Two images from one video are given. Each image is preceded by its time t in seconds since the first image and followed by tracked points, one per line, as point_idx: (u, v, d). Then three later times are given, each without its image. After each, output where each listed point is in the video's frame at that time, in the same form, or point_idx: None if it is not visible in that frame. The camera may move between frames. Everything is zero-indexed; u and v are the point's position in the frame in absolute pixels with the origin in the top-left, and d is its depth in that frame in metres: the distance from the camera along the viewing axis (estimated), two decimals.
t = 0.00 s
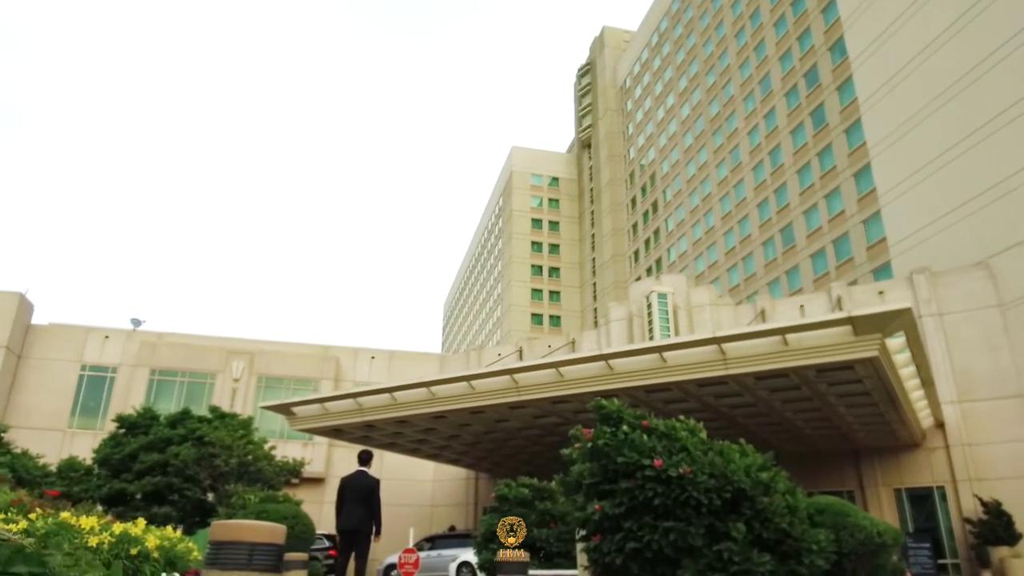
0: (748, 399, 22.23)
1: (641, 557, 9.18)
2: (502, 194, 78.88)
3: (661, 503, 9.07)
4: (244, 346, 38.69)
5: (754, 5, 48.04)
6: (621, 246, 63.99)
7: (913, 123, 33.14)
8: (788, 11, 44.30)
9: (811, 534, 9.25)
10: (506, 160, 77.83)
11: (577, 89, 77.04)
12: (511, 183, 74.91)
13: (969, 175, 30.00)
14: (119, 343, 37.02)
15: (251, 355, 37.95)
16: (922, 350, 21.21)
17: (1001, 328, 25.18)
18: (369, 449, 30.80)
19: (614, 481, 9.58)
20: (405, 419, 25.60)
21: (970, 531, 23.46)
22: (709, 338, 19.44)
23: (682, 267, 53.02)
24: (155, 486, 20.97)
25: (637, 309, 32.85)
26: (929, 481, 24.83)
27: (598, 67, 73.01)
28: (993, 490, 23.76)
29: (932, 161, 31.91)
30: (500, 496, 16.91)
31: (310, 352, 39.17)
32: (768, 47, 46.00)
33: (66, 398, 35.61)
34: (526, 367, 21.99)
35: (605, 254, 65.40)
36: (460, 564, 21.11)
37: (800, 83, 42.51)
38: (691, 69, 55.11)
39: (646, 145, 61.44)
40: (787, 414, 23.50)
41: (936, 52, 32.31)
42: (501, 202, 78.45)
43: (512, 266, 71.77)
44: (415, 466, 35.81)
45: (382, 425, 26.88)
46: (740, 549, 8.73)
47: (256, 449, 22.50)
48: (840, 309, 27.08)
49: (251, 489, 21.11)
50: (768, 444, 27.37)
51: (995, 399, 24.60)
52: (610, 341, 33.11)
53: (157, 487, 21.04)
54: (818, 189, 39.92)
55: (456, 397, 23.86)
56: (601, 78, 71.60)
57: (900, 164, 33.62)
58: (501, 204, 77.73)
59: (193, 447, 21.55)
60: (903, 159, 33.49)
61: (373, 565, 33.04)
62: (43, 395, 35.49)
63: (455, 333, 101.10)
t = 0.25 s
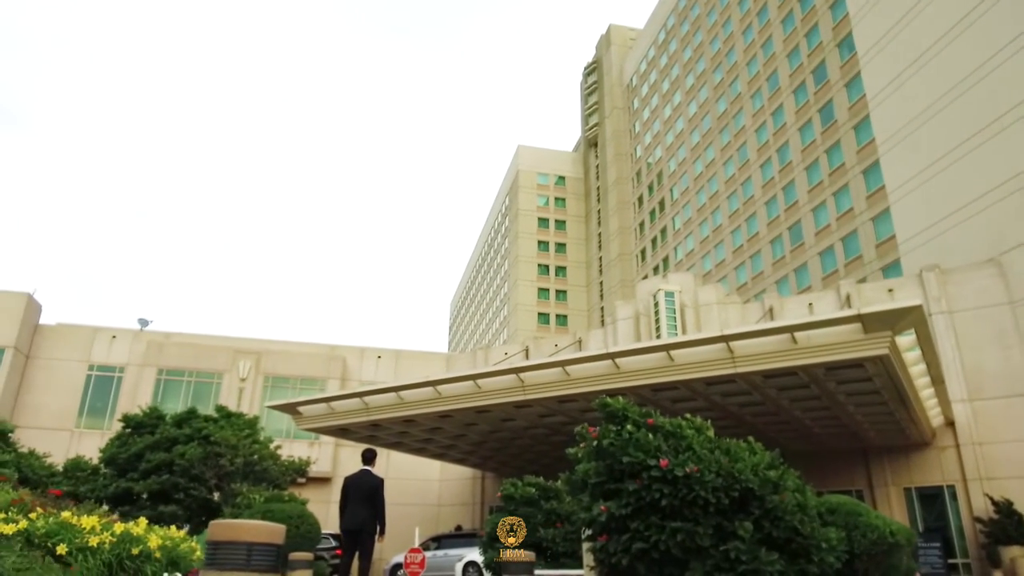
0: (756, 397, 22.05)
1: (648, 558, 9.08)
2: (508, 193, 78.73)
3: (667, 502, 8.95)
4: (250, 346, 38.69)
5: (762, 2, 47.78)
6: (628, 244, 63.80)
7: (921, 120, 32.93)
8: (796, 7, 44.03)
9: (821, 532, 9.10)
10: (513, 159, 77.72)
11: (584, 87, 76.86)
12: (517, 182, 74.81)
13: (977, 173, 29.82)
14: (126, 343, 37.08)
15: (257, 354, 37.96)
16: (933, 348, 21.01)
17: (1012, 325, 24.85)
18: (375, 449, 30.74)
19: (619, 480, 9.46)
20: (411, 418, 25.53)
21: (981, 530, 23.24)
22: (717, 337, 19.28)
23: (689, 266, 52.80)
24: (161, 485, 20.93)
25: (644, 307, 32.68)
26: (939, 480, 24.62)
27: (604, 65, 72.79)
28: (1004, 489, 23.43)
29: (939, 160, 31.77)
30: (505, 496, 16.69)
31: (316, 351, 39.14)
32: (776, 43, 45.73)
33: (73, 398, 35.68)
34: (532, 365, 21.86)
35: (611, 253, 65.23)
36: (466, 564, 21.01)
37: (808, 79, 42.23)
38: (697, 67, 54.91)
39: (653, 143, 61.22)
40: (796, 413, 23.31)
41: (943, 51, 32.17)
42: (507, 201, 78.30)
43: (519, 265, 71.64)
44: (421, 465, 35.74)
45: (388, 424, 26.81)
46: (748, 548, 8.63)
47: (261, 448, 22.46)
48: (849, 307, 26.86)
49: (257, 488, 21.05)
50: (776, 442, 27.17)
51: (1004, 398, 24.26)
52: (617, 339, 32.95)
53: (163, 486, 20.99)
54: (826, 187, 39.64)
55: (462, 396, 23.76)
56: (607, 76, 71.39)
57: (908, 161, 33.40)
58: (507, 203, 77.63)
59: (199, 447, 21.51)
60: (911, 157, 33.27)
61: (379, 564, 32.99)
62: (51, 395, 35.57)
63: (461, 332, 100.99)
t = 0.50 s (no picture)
0: (759, 397, 21.92)
1: (650, 559, 8.97)
2: (510, 192, 78.61)
3: (669, 503, 8.82)
4: (252, 346, 38.62)
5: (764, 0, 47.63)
6: (630, 244, 63.67)
7: (925, 118, 32.73)
8: (799, 5, 43.86)
9: (827, 532, 8.95)
10: (515, 159, 77.63)
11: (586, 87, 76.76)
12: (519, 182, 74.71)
13: (980, 171, 29.68)
14: (127, 343, 37.02)
15: (259, 354, 37.89)
16: (937, 347, 20.88)
17: (1016, 324, 24.64)
18: (377, 448, 30.65)
19: (620, 481, 9.36)
20: (413, 418, 25.42)
21: (985, 531, 23.08)
22: (720, 336, 19.15)
23: (691, 265, 52.66)
24: (161, 485, 20.83)
25: (646, 307, 32.56)
26: (943, 480, 24.47)
27: (607, 64, 72.65)
28: (1008, 489, 23.32)
29: (944, 157, 31.55)
30: (506, 496, 16.48)
31: (318, 351, 39.06)
32: (779, 41, 45.56)
33: (74, 398, 35.62)
34: (534, 365, 21.74)
35: (614, 253, 65.09)
36: (468, 564, 20.90)
37: (811, 78, 42.07)
38: (700, 66, 54.78)
39: (655, 142, 61.09)
40: (799, 413, 23.17)
41: (947, 47, 31.96)
42: (509, 201, 78.17)
43: (521, 265, 71.51)
44: (423, 465, 35.64)
45: (389, 424, 26.71)
46: (750, 548, 8.49)
47: (262, 448, 22.37)
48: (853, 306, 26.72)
49: (257, 489, 20.97)
50: (779, 442, 27.02)
51: (1009, 397, 24.12)
52: (620, 338, 32.83)
53: (163, 487, 20.84)
54: (829, 185, 39.47)
55: (464, 396, 23.65)
56: (609, 75, 71.25)
57: (912, 159, 33.23)
58: (509, 202, 77.54)
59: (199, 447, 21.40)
60: (915, 155, 33.09)
61: (381, 565, 32.90)
62: (53, 395, 35.53)
63: (463, 332, 100.84)
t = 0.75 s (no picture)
0: (761, 396, 21.80)
1: (651, 561, 8.83)
2: (511, 192, 78.46)
3: (670, 503, 8.69)
4: (251, 346, 38.50)
5: None
6: (631, 243, 63.53)
7: (927, 116, 32.57)
8: (800, 4, 43.70)
9: (832, 534, 8.81)
10: (515, 159, 77.53)
11: (586, 86, 76.62)
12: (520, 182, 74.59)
13: (981, 171, 29.58)
14: (127, 343, 36.93)
15: (259, 354, 37.79)
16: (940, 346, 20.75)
17: (1019, 323, 24.44)
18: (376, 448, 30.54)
19: (621, 480, 9.24)
20: (413, 418, 25.30)
21: (988, 531, 22.93)
22: (721, 335, 19.01)
23: (692, 264, 52.52)
24: (159, 486, 20.74)
25: (647, 306, 32.42)
26: (946, 480, 24.34)
27: (607, 63, 72.49)
28: (1012, 489, 23.11)
29: (947, 155, 31.36)
30: (506, 497, 16.36)
31: (318, 351, 38.95)
32: (780, 40, 45.42)
33: (74, 398, 35.53)
34: (534, 364, 21.61)
35: (615, 252, 64.96)
36: (468, 564, 20.79)
37: (812, 77, 41.92)
38: (700, 65, 54.64)
39: (656, 142, 60.95)
40: (801, 412, 23.05)
41: (949, 45, 31.80)
42: (510, 201, 78.03)
43: (521, 264, 71.38)
44: (423, 466, 35.52)
45: (389, 424, 26.60)
46: (753, 549, 8.35)
47: (261, 448, 22.27)
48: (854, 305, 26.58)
49: (256, 489, 20.86)
50: (781, 442, 26.90)
51: (1011, 397, 23.93)
52: (620, 338, 32.70)
53: (162, 487, 20.78)
54: (831, 184, 39.33)
55: (464, 396, 23.53)
56: (610, 75, 71.09)
57: (914, 158, 33.07)
58: (509, 202, 77.43)
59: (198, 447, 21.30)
60: (918, 153, 32.92)
61: (381, 565, 32.80)
62: (52, 395, 35.44)
63: (464, 332, 100.73)
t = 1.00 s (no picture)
0: (763, 396, 21.67)
1: (652, 563, 8.69)
2: (512, 192, 78.36)
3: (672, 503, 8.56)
4: (251, 346, 38.39)
5: None
6: (632, 243, 63.38)
7: (931, 114, 32.37)
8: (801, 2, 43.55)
9: (836, 535, 8.69)
10: (516, 158, 77.40)
11: (587, 86, 76.45)
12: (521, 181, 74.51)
13: (985, 169, 29.40)
14: (127, 342, 36.84)
15: (259, 353, 37.68)
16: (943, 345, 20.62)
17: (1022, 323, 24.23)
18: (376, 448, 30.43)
19: (621, 479, 9.12)
20: (413, 417, 25.20)
21: (991, 531, 22.79)
22: (723, 334, 18.86)
23: (694, 264, 52.38)
24: (157, 486, 20.64)
25: (648, 305, 32.30)
26: (948, 480, 24.20)
27: (608, 62, 72.34)
28: (1016, 489, 22.90)
29: (950, 153, 31.17)
30: (505, 497, 16.26)
31: (318, 351, 38.84)
32: (781, 39, 45.27)
33: (74, 398, 35.44)
34: (534, 364, 21.48)
35: (616, 252, 64.84)
36: (468, 565, 20.68)
37: (814, 75, 41.77)
38: (702, 64, 54.49)
39: (657, 141, 60.84)
40: (803, 412, 22.93)
41: (952, 43, 31.63)
42: (511, 201, 77.92)
43: (522, 264, 71.27)
44: (424, 465, 35.41)
45: (390, 424, 26.48)
46: (757, 553, 8.21)
47: (259, 447, 22.17)
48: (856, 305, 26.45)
49: (254, 489, 20.74)
50: (783, 442, 26.78)
51: (1014, 396, 23.76)
52: (621, 337, 32.57)
53: (160, 488, 20.68)
54: (832, 183, 39.19)
55: (464, 395, 23.41)
56: (611, 74, 70.96)
57: (917, 156, 32.89)
58: (510, 201, 77.32)
59: (196, 446, 21.18)
60: (920, 151, 32.75)
61: (381, 565, 32.69)
62: (51, 394, 35.35)
63: (465, 332, 100.61)
